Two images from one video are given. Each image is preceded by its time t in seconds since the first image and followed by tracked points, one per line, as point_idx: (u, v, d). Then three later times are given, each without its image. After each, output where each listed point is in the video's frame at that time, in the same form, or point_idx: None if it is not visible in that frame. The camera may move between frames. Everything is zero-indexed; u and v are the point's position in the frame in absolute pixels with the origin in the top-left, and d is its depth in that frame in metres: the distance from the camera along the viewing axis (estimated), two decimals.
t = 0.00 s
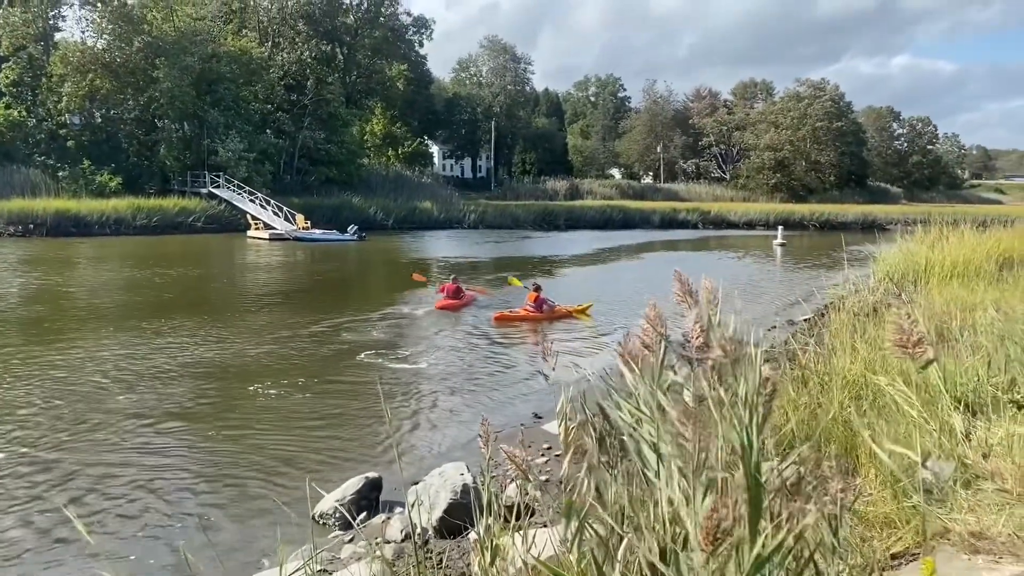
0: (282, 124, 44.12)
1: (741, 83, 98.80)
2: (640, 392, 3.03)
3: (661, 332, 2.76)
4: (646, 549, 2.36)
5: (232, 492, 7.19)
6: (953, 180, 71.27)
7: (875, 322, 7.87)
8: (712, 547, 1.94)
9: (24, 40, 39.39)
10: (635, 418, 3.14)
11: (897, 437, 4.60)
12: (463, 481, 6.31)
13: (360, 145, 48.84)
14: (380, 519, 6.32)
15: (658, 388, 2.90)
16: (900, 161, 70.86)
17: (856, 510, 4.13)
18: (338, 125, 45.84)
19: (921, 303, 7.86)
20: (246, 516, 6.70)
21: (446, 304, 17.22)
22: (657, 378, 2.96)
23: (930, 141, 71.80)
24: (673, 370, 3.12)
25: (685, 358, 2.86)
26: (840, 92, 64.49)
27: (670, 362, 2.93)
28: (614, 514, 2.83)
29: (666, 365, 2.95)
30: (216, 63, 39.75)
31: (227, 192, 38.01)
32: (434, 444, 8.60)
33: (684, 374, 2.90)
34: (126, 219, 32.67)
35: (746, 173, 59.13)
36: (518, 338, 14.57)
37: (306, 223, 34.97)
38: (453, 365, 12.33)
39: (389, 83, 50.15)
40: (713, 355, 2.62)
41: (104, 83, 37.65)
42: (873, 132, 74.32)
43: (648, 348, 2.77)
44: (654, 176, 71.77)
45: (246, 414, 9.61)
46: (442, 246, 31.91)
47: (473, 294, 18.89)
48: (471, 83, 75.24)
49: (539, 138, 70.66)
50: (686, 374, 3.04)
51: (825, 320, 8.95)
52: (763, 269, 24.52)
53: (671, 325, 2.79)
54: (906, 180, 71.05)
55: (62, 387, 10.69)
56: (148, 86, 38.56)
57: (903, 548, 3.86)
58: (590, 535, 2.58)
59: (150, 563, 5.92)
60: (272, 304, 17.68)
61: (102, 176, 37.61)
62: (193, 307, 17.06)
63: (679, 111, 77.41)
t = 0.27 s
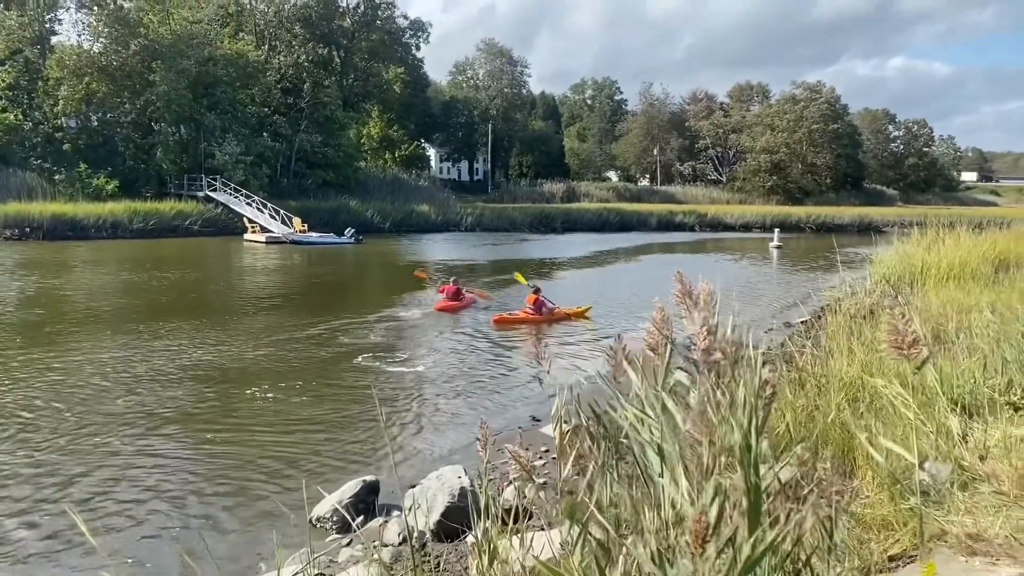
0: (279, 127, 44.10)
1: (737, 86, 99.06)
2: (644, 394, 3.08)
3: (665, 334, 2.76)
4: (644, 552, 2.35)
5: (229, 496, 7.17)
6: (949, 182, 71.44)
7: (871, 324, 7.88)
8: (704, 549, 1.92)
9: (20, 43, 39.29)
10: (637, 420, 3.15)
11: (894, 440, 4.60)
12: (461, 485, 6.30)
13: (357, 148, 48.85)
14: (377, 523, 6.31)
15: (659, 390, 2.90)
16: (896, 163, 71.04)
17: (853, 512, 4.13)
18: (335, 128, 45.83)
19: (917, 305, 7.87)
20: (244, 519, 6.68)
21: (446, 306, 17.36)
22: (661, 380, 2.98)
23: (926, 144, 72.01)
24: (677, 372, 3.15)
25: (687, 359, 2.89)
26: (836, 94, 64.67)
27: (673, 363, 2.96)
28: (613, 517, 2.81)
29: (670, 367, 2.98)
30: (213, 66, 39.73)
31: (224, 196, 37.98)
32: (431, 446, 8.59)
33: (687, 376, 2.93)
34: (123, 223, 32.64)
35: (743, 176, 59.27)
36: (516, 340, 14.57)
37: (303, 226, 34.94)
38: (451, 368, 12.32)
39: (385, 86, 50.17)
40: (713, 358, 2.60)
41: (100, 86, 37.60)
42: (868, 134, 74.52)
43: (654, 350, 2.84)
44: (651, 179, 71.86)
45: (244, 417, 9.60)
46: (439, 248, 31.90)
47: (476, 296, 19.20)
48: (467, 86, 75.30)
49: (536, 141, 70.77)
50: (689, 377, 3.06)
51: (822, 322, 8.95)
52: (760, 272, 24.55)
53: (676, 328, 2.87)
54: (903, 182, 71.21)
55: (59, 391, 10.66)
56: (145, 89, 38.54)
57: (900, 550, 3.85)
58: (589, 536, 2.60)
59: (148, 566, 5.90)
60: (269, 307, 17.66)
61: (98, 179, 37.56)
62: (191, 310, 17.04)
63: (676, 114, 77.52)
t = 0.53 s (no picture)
0: (276, 130, 44.08)
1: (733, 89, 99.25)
2: (648, 395, 3.07)
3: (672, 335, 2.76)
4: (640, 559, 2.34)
5: (225, 500, 7.14)
6: (945, 184, 71.57)
7: (867, 327, 7.89)
8: (693, 554, 1.91)
9: (17, 46, 39.21)
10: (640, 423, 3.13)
11: (889, 443, 4.61)
12: (458, 487, 6.30)
13: (354, 151, 48.87)
14: (376, 525, 6.29)
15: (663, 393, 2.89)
16: (892, 165, 71.21)
17: (849, 515, 4.12)
18: (332, 131, 45.82)
19: (912, 307, 7.88)
20: (240, 523, 6.65)
21: (445, 308, 17.50)
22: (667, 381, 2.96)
23: (922, 146, 72.19)
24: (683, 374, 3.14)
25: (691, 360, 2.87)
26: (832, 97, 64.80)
27: (679, 365, 2.95)
28: (610, 523, 2.80)
29: (673, 367, 2.97)
30: (209, 69, 39.71)
31: (221, 199, 37.94)
32: (429, 450, 8.59)
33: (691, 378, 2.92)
34: (120, 226, 32.59)
35: (739, 178, 59.40)
36: (514, 342, 14.59)
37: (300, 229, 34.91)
38: (448, 370, 12.33)
39: (383, 89, 50.18)
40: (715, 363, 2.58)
41: (97, 90, 37.56)
42: (865, 136, 74.71)
43: (662, 353, 2.84)
44: (648, 181, 71.95)
45: (241, 420, 9.59)
46: (436, 251, 31.87)
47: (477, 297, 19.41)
48: (464, 88, 75.27)
49: (533, 144, 70.86)
50: (694, 378, 3.05)
51: (818, 324, 8.95)
52: (757, 274, 24.57)
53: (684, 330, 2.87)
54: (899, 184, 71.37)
55: (56, 394, 10.64)
56: (141, 93, 38.50)
57: (897, 552, 3.85)
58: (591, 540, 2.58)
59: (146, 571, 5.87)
60: (266, 310, 17.66)
61: (95, 183, 37.50)
62: (188, 313, 17.02)
63: (672, 116, 77.66)
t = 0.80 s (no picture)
0: (273, 133, 44.06)
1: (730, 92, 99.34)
2: (650, 398, 3.09)
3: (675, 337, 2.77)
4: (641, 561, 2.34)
5: (222, 504, 7.11)
6: (941, 186, 71.67)
7: (865, 328, 7.90)
8: (694, 556, 1.91)
9: (13, 49, 39.11)
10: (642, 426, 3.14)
11: (887, 445, 4.61)
12: (455, 491, 6.29)
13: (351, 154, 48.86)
14: (373, 529, 6.28)
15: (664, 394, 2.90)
16: (889, 168, 71.28)
17: (846, 517, 4.12)
18: (329, 134, 45.83)
19: (910, 309, 7.89)
20: (239, 527, 6.64)
21: (445, 310, 17.73)
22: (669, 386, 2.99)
23: (918, 148, 72.29)
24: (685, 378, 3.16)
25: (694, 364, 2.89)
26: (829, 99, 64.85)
27: (684, 368, 2.96)
28: (611, 525, 2.80)
29: (674, 371, 2.98)
30: (206, 73, 39.69)
31: (218, 202, 37.92)
32: (427, 452, 8.59)
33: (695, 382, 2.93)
34: (117, 230, 32.55)
35: (736, 180, 59.42)
36: (511, 345, 14.60)
37: (297, 232, 34.89)
38: (446, 373, 12.33)
39: (379, 92, 50.16)
40: (716, 366, 2.58)
41: (94, 93, 37.52)
42: (862, 138, 74.77)
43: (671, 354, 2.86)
44: (645, 184, 71.98)
45: (239, 423, 9.58)
46: (433, 254, 31.86)
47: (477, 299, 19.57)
48: (461, 91, 75.19)
49: (530, 146, 70.85)
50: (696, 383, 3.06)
51: (816, 326, 8.96)
52: (754, 276, 24.58)
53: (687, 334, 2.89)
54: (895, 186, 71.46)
55: (53, 397, 10.62)
56: (138, 96, 38.46)
57: (894, 554, 3.85)
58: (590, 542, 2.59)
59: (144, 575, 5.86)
60: (263, 313, 17.65)
61: (92, 186, 37.46)
62: (186, 316, 17.02)
63: (669, 119, 77.69)
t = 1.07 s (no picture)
0: (269, 135, 44.03)
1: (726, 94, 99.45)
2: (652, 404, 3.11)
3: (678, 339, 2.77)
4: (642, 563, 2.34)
5: (219, 507, 7.09)
6: (938, 189, 71.78)
7: (862, 330, 7.91)
8: (696, 561, 1.91)
9: (8, 53, 39.03)
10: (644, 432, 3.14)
11: (885, 447, 4.60)
12: (453, 494, 6.28)
13: (348, 156, 48.85)
14: (370, 533, 6.25)
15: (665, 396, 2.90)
16: (885, 169, 71.37)
17: (844, 519, 4.11)
18: (325, 137, 45.83)
19: (907, 311, 7.90)
20: (237, 530, 6.63)
21: (445, 311, 17.88)
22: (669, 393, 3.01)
23: (914, 150, 72.40)
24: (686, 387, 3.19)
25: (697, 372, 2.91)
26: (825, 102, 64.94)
27: (687, 375, 2.97)
28: (609, 527, 2.79)
29: (674, 374, 2.96)
30: (202, 75, 39.66)
31: (214, 205, 37.88)
32: (424, 455, 8.58)
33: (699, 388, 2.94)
34: (113, 233, 32.50)
35: (733, 183, 59.45)
36: (508, 347, 14.60)
37: (293, 235, 34.86)
38: (443, 376, 12.32)
39: (376, 95, 50.14)
40: (718, 369, 2.57)
41: (90, 96, 37.45)
42: (858, 141, 74.88)
43: (676, 361, 2.90)
44: (641, 186, 72.01)
45: (236, 426, 9.56)
46: (430, 256, 31.85)
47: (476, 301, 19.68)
48: (457, 94, 75.15)
49: (526, 149, 70.83)
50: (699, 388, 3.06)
51: (812, 328, 8.97)
52: (751, 278, 24.59)
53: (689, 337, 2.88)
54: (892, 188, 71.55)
55: (49, 401, 10.59)
56: (135, 99, 38.41)
57: (892, 557, 3.84)
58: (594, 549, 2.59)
59: None
60: (260, 316, 17.62)
61: (88, 189, 37.42)
62: (183, 319, 16.99)
63: (666, 121, 77.75)
